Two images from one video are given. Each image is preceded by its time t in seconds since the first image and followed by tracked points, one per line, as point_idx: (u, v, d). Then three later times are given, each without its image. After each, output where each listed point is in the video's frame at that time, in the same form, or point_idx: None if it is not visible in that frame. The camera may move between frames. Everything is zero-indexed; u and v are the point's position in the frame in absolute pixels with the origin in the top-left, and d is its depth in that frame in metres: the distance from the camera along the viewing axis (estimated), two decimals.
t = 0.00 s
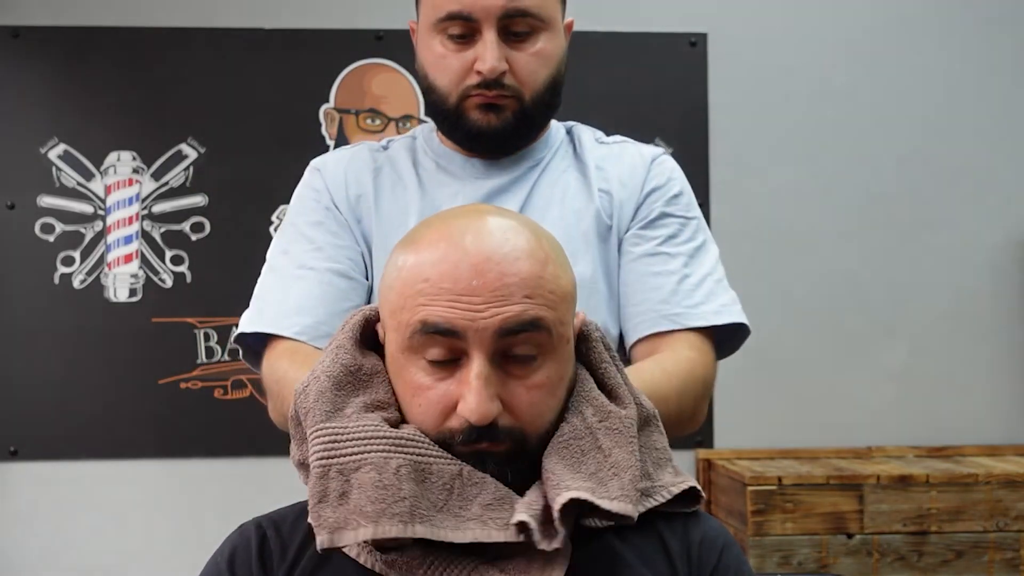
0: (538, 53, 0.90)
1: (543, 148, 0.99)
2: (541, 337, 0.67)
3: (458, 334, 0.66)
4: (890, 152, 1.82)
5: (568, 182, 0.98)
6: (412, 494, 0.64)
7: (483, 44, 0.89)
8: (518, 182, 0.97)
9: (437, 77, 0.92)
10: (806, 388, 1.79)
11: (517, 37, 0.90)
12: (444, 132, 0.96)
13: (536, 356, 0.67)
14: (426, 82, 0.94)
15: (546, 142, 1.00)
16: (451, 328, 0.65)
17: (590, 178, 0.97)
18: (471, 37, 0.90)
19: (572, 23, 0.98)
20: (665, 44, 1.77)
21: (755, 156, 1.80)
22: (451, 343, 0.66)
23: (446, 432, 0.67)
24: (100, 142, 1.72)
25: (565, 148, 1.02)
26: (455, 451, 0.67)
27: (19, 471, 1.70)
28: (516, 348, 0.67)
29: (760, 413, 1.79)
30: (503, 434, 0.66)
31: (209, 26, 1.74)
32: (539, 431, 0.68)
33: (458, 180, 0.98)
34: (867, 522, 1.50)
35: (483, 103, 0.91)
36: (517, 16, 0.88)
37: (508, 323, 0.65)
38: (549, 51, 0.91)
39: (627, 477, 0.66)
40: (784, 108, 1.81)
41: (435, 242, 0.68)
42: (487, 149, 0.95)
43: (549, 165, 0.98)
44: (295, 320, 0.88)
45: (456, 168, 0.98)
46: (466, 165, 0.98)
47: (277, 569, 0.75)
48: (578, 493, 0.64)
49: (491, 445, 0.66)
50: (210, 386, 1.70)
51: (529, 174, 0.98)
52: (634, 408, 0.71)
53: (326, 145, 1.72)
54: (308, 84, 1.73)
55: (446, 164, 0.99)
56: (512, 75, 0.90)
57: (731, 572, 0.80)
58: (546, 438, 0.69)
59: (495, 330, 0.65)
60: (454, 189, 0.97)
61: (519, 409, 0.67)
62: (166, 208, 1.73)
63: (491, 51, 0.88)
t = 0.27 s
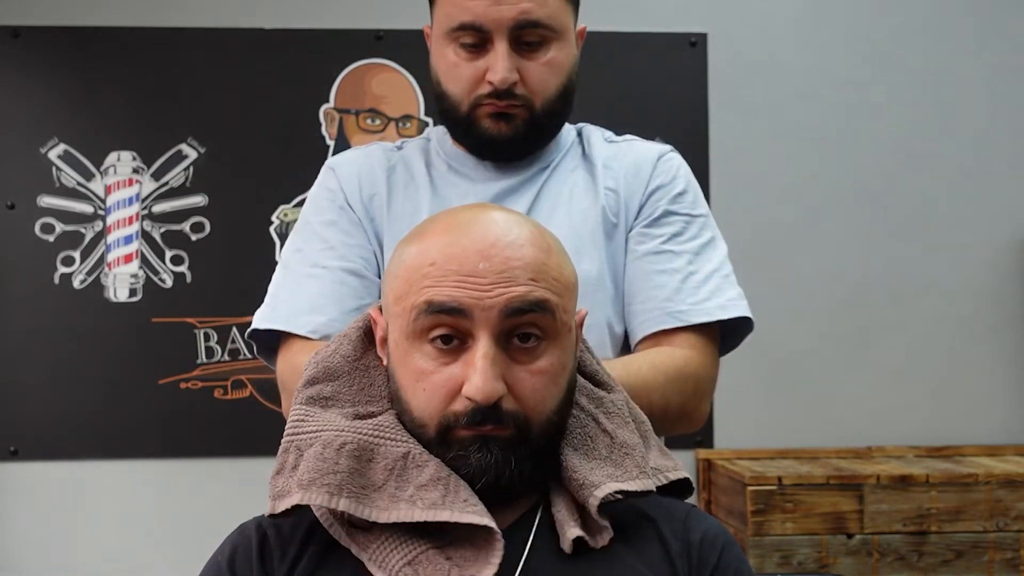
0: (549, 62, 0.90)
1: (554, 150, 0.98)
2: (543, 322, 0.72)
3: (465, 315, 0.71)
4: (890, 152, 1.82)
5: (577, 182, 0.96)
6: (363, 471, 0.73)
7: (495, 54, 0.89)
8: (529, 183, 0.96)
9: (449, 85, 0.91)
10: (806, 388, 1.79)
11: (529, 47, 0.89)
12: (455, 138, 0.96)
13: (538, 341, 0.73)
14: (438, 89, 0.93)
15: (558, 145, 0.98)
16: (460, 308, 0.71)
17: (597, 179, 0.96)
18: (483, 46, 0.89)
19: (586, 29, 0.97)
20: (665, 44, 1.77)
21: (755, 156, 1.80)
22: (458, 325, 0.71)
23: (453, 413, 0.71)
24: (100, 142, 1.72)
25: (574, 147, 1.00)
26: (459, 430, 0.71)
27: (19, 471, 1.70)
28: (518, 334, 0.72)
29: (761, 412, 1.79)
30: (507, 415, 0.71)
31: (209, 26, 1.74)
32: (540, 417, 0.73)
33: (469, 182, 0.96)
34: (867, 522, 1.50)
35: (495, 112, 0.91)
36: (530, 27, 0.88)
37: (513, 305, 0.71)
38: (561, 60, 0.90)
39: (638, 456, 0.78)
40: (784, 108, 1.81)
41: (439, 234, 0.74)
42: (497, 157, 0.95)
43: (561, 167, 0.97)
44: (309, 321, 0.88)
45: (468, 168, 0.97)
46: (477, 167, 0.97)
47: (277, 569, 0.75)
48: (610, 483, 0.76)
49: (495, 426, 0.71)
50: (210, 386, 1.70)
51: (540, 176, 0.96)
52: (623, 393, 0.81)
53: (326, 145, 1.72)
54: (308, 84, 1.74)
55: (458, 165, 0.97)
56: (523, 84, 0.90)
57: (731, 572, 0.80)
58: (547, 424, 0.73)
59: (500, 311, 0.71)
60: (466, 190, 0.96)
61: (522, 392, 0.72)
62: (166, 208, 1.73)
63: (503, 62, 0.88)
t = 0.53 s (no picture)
0: (562, 68, 0.89)
1: (565, 152, 0.98)
2: (570, 314, 0.76)
3: (503, 301, 0.74)
4: (890, 152, 1.82)
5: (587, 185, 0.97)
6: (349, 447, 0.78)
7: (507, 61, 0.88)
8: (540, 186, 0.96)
9: (462, 91, 0.91)
10: (806, 387, 1.79)
11: (542, 53, 0.89)
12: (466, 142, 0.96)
13: (565, 333, 0.76)
14: (450, 94, 0.93)
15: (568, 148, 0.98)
16: (497, 294, 0.74)
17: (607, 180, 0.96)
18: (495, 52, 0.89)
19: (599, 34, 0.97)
20: (665, 44, 1.77)
21: (755, 157, 1.80)
22: (493, 313, 0.74)
23: (487, 401, 0.73)
24: (100, 142, 1.72)
25: (584, 149, 1.00)
26: (493, 417, 0.73)
27: (19, 471, 1.70)
28: (546, 325, 0.76)
29: (761, 412, 1.79)
30: (540, 403, 0.73)
31: (209, 26, 1.74)
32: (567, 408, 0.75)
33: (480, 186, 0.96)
34: (867, 522, 1.50)
35: (506, 118, 0.91)
36: (542, 34, 0.87)
37: (545, 295, 0.75)
38: (573, 66, 0.90)
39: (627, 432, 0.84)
40: (784, 108, 1.81)
41: (461, 229, 0.78)
42: (509, 162, 0.95)
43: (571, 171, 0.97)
44: (318, 321, 0.89)
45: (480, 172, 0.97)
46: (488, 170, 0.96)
47: (279, 567, 0.75)
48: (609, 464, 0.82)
49: (528, 415, 0.73)
50: (210, 386, 1.70)
51: (548, 178, 0.96)
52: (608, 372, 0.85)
53: (326, 145, 1.72)
54: (308, 84, 1.74)
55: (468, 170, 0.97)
56: (535, 91, 0.89)
57: (732, 572, 0.80)
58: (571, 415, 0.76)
59: (533, 300, 0.74)
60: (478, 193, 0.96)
61: (553, 381, 0.74)
62: (166, 208, 1.73)
63: (515, 69, 0.87)
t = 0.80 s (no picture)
0: (569, 75, 0.88)
1: (575, 155, 0.97)
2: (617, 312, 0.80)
3: (571, 297, 0.76)
4: (889, 152, 1.82)
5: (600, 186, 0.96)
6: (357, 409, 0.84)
7: (514, 67, 0.87)
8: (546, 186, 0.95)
9: (469, 96, 0.91)
10: (805, 388, 1.79)
11: (550, 60, 0.88)
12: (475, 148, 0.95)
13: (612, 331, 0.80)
14: (458, 100, 0.93)
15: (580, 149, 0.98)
16: (567, 290, 0.76)
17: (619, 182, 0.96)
18: (502, 59, 0.89)
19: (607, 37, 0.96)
20: (665, 44, 1.77)
21: (755, 157, 1.80)
22: (560, 309, 0.76)
23: (555, 395, 0.75)
24: (100, 142, 1.72)
25: (594, 149, 0.99)
26: (560, 412, 0.75)
27: (19, 471, 1.70)
28: (600, 322, 0.79)
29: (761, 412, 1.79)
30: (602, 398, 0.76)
31: (209, 26, 1.74)
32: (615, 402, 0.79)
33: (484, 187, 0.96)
34: (867, 522, 1.50)
35: (513, 125, 0.90)
36: (550, 41, 0.86)
37: (604, 293, 0.78)
38: (580, 72, 0.89)
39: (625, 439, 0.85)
40: (784, 107, 1.81)
41: (514, 226, 0.80)
42: (516, 168, 0.94)
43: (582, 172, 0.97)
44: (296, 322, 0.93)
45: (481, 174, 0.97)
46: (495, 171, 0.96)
47: (279, 567, 0.78)
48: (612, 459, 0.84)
49: (590, 409, 0.75)
50: (210, 386, 1.70)
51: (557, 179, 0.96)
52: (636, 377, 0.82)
53: (326, 145, 1.72)
54: (308, 83, 1.74)
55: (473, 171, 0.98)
56: (542, 97, 0.89)
57: (734, 573, 0.80)
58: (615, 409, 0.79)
59: (594, 297, 0.77)
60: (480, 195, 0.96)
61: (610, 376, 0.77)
62: (166, 208, 1.73)
63: (521, 76, 0.87)
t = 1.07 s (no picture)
0: (556, 95, 0.93)
1: (566, 166, 1.03)
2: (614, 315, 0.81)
3: (569, 300, 0.77)
4: (889, 152, 1.82)
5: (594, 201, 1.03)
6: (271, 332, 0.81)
7: (503, 89, 0.92)
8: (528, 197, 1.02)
9: (460, 113, 0.96)
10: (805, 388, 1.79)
11: (538, 82, 0.93)
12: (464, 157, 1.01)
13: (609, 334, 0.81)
14: (449, 112, 0.98)
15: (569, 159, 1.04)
16: (564, 293, 0.77)
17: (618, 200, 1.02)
18: (492, 78, 0.93)
19: (598, 47, 1.00)
20: (665, 44, 1.77)
21: (754, 157, 1.80)
22: (557, 312, 0.77)
23: (551, 399, 0.76)
24: (100, 142, 1.72)
25: (589, 161, 1.06)
26: (555, 416, 0.75)
27: (19, 471, 1.70)
28: (596, 325, 0.79)
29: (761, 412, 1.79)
30: (598, 402, 0.77)
31: (209, 26, 1.74)
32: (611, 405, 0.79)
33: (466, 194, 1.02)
34: (867, 522, 1.50)
35: (502, 143, 0.96)
36: (539, 66, 0.91)
37: (602, 297, 0.79)
38: (568, 92, 0.94)
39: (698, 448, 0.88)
40: (784, 107, 1.81)
41: (513, 228, 0.80)
42: (505, 183, 1.01)
43: (572, 182, 1.03)
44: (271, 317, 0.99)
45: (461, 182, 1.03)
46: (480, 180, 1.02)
47: (278, 567, 0.78)
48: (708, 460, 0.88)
49: (585, 412, 0.76)
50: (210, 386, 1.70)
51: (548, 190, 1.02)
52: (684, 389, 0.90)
53: (326, 145, 1.72)
54: (308, 83, 1.73)
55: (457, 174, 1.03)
56: (531, 118, 0.94)
57: (734, 573, 0.80)
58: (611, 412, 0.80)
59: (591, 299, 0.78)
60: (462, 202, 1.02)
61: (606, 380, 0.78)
62: (166, 208, 1.73)
63: (510, 100, 0.92)
